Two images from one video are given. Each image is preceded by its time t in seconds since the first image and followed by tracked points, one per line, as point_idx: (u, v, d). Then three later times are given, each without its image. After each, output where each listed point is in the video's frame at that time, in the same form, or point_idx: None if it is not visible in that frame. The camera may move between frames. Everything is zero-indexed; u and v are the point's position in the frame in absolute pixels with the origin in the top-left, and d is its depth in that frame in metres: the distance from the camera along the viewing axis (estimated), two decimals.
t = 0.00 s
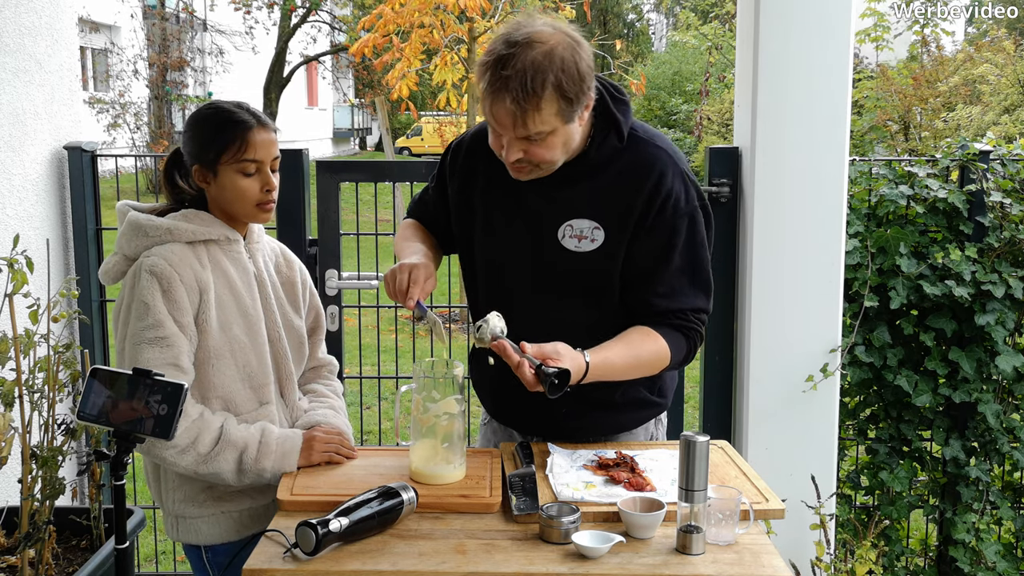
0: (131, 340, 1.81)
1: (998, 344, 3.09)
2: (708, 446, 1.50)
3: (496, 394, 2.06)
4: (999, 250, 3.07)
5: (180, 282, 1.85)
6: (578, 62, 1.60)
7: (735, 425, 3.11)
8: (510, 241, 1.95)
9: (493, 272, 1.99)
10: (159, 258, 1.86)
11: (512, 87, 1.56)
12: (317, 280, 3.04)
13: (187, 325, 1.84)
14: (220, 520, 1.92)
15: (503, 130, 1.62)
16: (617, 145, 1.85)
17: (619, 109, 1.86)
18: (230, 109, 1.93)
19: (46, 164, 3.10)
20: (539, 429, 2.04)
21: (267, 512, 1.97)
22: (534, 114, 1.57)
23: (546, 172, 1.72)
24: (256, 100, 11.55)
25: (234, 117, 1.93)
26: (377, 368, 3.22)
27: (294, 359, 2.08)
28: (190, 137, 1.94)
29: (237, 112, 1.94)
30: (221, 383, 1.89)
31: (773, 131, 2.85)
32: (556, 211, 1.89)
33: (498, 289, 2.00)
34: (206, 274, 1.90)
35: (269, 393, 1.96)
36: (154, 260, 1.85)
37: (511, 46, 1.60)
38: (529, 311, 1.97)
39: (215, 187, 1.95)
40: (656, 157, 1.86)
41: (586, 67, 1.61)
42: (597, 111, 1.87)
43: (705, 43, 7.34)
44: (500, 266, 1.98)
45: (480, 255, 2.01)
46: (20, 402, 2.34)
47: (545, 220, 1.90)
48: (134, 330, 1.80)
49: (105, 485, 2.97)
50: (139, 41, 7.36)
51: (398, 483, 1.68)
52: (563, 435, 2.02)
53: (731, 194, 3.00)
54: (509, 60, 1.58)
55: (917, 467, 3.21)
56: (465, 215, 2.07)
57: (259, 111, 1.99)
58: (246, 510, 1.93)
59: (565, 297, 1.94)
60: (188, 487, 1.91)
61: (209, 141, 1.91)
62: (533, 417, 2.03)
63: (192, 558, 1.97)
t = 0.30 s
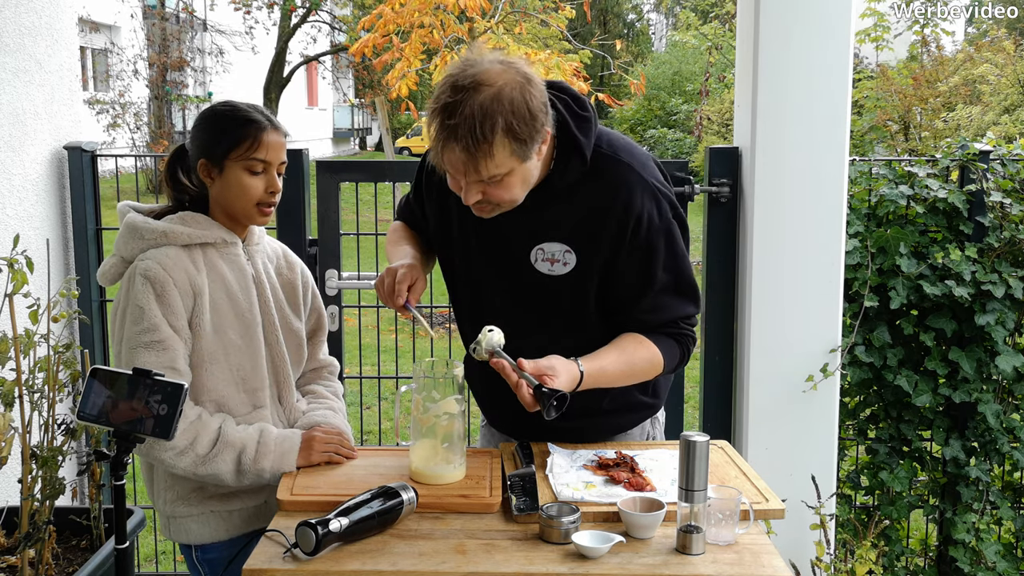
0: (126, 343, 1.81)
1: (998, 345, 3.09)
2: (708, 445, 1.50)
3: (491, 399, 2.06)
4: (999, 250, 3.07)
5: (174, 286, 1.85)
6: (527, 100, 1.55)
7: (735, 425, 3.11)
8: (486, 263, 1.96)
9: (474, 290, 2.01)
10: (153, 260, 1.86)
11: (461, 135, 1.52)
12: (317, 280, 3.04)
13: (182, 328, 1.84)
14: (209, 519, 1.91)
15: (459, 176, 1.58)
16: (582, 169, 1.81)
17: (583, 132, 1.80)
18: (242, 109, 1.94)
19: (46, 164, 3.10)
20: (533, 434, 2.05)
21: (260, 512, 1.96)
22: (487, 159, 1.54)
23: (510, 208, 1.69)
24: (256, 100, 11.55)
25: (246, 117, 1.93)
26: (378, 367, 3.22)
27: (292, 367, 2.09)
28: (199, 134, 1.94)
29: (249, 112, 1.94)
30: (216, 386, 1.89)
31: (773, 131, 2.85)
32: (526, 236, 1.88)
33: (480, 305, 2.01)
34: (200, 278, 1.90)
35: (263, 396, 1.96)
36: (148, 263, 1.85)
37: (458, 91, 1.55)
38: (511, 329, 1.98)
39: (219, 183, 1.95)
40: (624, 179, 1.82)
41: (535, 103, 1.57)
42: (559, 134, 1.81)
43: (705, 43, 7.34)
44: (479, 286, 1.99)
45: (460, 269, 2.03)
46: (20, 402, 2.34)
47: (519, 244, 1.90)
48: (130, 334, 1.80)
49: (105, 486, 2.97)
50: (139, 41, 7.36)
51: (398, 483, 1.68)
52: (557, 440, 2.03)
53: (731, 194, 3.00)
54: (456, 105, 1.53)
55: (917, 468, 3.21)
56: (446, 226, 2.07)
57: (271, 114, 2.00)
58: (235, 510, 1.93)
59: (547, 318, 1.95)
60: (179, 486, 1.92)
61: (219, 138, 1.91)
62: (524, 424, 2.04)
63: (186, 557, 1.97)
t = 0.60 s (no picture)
0: (132, 341, 1.81)
1: (998, 345, 3.09)
2: (708, 445, 1.50)
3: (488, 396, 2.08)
4: (999, 250, 3.07)
5: (181, 284, 1.85)
6: (524, 77, 1.58)
7: (735, 425, 3.11)
8: (485, 252, 1.98)
9: (473, 281, 2.03)
10: (162, 259, 1.85)
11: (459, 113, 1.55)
12: (317, 280, 3.04)
13: (189, 327, 1.84)
14: (210, 516, 1.91)
15: (459, 154, 1.61)
16: (583, 153, 1.83)
17: (582, 116, 1.83)
18: (247, 107, 1.94)
19: (46, 164, 3.10)
20: (529, 436, 2.06)
21: (260, 509, 1.97)
22: (486, 135, 1.56)
23: (512, 190, 1.71)
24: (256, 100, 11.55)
25: (252, 115, 1.93)
26: (377, 367, 3.22)
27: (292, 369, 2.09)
28: (205, 132, 1.94)
29: (255, 111, 1.94)
30: (220, 385, 1.89)
31: (773, 131, 2.85)
32: (525, 222, 1.90)
33: (480, 295, 2.02)
34: (208, 277, 1.90)
35: (266, 396, 1.96)
36: (157, 261, 1.85)
37: (456, 70, 1.59)
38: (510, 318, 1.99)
39: (227, 183, 1.95)
40: (621, 162, 1.84)
41: (533, 80, 1.59)
42: (560, 119, 1.84)
43: (705, 43, 7.34)
44: (477, 275, 2.01)
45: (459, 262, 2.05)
46: (20, 402, 2.34)
47: (518, 230, 1.92)
48: (136, 331, 1.80)
49: (105, 485, 2.97)
50: (139, 41, 7.36)
51: (398, 483, 1.68)
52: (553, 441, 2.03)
53: (731, 194, 3.00)
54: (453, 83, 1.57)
55: (917, 467, 3.21)
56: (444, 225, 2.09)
57: (277, 112, 2.00)
58: (236, 507, 1.93)
59: (543, 307, 1.96)
60: (179, 484, 1.91)
61: (226, 137, 1.92)
62: (519, 425, 2.06)
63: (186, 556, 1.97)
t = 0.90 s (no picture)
0: (131, 341, 1.81)
1: (998, 344, 3.09)
2: (708, 445, 1.50)
3: (490, 397, 2.08)
4: (999, 250, 3.07)
5: (179, 285, 1.85)
6: (543, 41, 1.70)
7: (735, 425, 3.11)
8: (492, 235, 2.01)
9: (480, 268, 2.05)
10: (160, 259, 1.86)
11: (480, 67, 1.67)
12: (317, 280, 3.04)
13: (187, 327, 1.84)
14: (212, 514, 1.91)
15: (475, 111, 1.71)
16: (594, 132, 1.89)
17: (595, 98, 1.91)
18: (245, 108, 1.94)
19: (46, 164, 3.10)
20: (530, 429, 2.03)
21: (261, 507, 1.97)
22: (503, 91, 1.67)
23: (523, 158, 1.80)
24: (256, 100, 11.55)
25: (250, 116, 1.93)
26: (377, 367, 3.22)
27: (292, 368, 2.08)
28: (203, 133, 1.94)
29: (253, 111, 1.94)
30: (219, 385, 1.89)
31: (773, 130, 2.85)
32: (535, 201, 1.94)
33: (488, 282, 2.05)
34: (206, 277, 1.90)
35: (266, 395, 1.95)
36: (154, 262, 1.85)
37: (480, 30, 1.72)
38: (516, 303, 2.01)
39: (225, 184, 1.95)
40: (631, 140, 1.89)
41: (552, 46, 1.72)
42: (573, 103, 1.92)
43: (706, 43, 7.33)
44: (484, 261, 2.03)
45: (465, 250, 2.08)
46: (20, 402, 2.34)
47: (528, 209, 1.95)
48: (134, 332, 1.80)
49: (106, 486, 2.97)
50: (139, 41, 7.36)
51: (398, 483, 1.68)
52: (557, 437, 2.02)
53: (731, 194, 3.00)
54: (476, 40, 1.69)
55: (917, 467, 3.21)
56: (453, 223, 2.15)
57: (275, 112, 2.00)
58: (237, 506, 1.93)
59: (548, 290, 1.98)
60: (181, 482, 1.91)
61: (223, 139, 1.91)
62: (522, 414, 2.03)
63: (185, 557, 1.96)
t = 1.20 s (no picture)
0: (128, 343, 1.81)
1: (998, 344, 3.09)
2: (708, 445, 1.50)
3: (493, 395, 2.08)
4: (999, 250, 3.07)
5: (176, 286, 1.85)
6: (564, 24, 1.77)
7: (735, 425, 3.11)
8: (501, 229, 2.03)
9: (488, 261, 2.06)
10: (157, 261, 1.86)
11: (502, 41, 1.73)
12: (317, 280, 3.04)
13: (184, 328, 1.84)
14: (213, 504, 1.92)
15: (493, 86, 1.76)
16: (606, 126, 1.92)
17: (608, 95, 1.95)
18: (231, 109, 1.93)
19: (46, 164, 3.10)
20: (533, 424, 2.03)
21: (262, 500, 1.96)
22: (522, 66, 1.72)
23: (536, 141, 1.84)
24: (256, 100, 11.55)
25: (236, 118, 1.92)
26: (377, 367, 3.22)
27: (292, 367, 2.08)
28: (193, 137, 1.94)
29: (239, 112, 1.93)
30: (218, 385, 1.89)
31: (774, 131, 2.85)
32: (546, 193, 1.95)
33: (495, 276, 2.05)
34: (203, 277, 1.90)
35: (265, 393, 1.95)
36: (151, 264, 1.85)
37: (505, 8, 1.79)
38: (522, 297, 2.01)
39: (218, 188, 1.95)
40: (641, 135, 1.91)
41: (572, 30, 1.78)
42: (587, 99, 1.96)
43: (705, 43, 7.33)
44: (492, 254, 2.04)
45: (473, 243, 2.10)
46: (20, 402, 2.34)
47: (538, 201, 1.96)
48: (132, 334, 1.80)
49: (106, 486, 2.97)
50: (139, 41, 7.35)
51: (398, 483, 1.68)
52: (559, 433, 2.02)
53: (731, 194, 3.00)
54: (500, 17, 1.76)
55: (917, 468, 3.21)
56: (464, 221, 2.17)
57: (261, 110, 1.99)
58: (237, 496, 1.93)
59: (552, 284, 1.97)
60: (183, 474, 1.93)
61: (213, 141, 1.91)
62: (525, 408, 2.03)
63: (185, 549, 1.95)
